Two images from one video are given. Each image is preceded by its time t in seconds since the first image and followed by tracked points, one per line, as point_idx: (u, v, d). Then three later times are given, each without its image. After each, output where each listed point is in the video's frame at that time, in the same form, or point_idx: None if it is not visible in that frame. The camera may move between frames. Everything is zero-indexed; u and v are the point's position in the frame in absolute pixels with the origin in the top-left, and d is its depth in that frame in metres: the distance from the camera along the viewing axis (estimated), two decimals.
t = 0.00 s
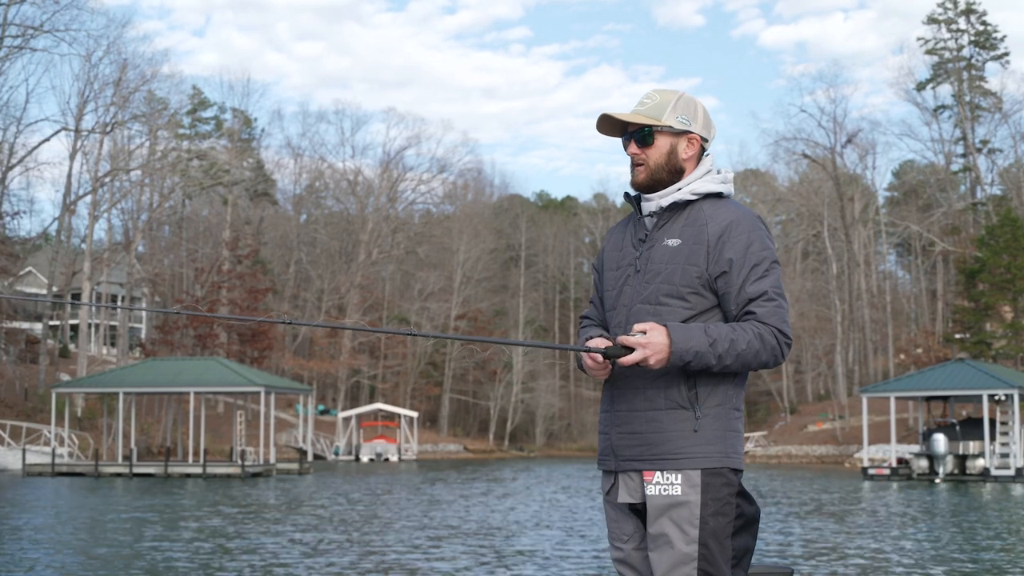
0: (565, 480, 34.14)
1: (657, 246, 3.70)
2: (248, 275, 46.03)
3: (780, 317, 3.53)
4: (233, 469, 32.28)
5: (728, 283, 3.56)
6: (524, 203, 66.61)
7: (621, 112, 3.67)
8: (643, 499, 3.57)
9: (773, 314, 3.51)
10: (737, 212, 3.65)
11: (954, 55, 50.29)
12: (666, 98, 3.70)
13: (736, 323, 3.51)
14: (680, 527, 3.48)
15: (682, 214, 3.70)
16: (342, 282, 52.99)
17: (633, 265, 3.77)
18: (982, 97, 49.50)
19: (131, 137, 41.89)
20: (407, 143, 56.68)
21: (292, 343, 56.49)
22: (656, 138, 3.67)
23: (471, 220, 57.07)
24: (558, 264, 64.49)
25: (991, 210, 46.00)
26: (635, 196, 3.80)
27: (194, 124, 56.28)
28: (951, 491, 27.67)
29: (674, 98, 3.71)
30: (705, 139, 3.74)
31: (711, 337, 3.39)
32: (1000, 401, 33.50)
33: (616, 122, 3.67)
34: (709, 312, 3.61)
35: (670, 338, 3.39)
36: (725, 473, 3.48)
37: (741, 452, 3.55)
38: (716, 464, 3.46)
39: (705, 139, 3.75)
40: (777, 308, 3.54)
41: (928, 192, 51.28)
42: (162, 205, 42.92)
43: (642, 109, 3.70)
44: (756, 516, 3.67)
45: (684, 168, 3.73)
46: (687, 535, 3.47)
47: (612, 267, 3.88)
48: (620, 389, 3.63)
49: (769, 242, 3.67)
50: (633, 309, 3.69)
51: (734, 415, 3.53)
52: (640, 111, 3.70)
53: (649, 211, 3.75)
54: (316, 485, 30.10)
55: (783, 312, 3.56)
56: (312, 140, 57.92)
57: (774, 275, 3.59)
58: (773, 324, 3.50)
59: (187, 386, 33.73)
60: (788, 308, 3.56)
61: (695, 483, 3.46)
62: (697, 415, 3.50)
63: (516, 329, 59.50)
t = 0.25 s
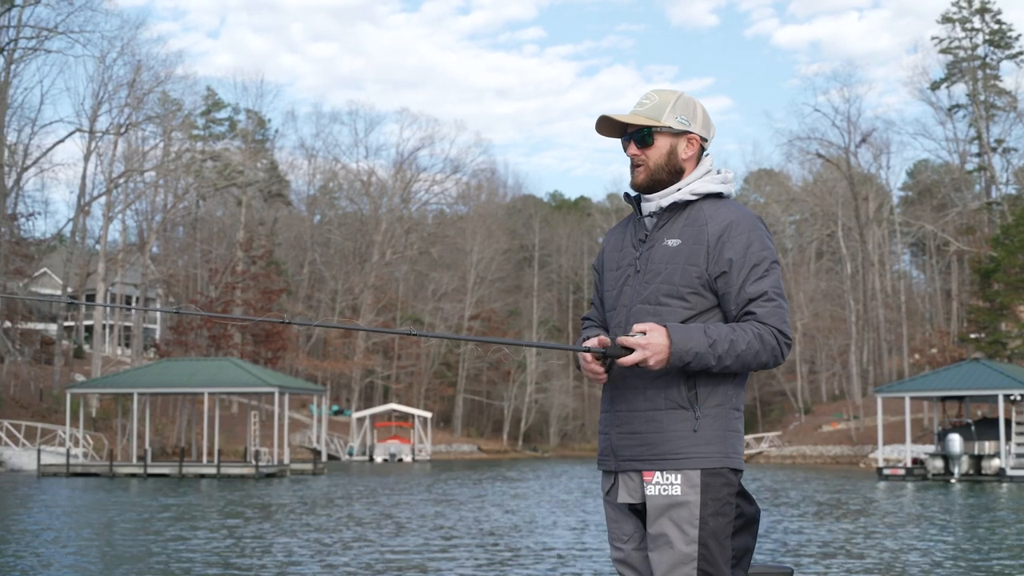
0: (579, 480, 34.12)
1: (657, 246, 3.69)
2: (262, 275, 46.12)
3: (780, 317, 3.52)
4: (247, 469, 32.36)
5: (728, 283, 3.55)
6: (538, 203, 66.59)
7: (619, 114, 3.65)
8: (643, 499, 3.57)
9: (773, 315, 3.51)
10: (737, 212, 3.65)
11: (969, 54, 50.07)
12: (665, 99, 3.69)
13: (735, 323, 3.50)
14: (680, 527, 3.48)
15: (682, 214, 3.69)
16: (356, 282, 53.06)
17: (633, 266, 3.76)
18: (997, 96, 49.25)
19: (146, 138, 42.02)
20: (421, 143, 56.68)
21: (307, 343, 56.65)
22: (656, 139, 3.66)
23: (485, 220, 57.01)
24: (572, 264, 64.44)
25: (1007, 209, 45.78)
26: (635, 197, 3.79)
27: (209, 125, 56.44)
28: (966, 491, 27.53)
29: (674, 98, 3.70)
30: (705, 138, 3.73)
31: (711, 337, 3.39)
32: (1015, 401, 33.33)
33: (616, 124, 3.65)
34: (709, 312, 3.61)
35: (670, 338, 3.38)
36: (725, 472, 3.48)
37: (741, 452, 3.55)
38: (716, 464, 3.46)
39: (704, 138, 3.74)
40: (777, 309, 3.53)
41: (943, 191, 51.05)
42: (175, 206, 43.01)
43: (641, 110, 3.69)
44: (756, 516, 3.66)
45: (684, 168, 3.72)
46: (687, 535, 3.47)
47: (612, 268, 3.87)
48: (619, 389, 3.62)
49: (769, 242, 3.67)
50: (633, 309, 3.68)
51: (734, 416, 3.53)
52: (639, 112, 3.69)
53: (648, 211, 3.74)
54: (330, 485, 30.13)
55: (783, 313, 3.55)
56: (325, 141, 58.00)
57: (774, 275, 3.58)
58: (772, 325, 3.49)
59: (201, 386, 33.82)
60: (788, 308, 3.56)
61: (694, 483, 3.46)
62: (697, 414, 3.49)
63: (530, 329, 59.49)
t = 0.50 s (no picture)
0: (592, 480, 34.10)
1: (658, 246, 3.69)
2: (275, 275, 46.17)
3: (780, 318, 3.51)
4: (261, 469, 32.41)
5: (728, 284, 3.55)
6: (551, 203, 66.55)
7: (620, 114, 3.63)
8: (643, 500, 3.56)
9: (773, 315, 3.50)
10: (737, 213, 3.64)
11: (983, 52, 49.85)
12: (666, 99, 3.67)
13: (736, 324, 3.50)
14: (680, 528, 3.48)
15: (683, 215, 3.68)
16: (369, 282, 53.11)
17: (634, 266, 3.75)
18: (1012, 94, 49.01)
19: (159, 138, 42.13)
20: (434, 143, 56.67)
21: (320, 343, 56.76)
22: (657, 140, 3.65)
23: (498, 220, 57.01)
24: (585, 263, 64.37)
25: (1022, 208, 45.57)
26: (636, 196, 3.78)
27: (222, 126, 56.57)
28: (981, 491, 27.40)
29: (674, 99, 3.68)
30: (706, 138, 3.71)
31: (710, 339, 3.38)
32: None
33: (616, 125, 3.64)
34: (709, 313, 3.60)
35: (670, 339, 3.37)
36: (724, 473, 3.48)
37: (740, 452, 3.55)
38: (716, 464, 3.46)
39: (706, 138, 3.72)
40: (778, 309, 3.52)
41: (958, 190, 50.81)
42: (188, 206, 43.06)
43: (642, 110, 3.67)
44: (756, 515, 3.66)
45: (684, 169, 3.71)
46: (686, 536, 3.47)
47: (612, 268, 3.87)
48: (619, 389, 3.62)
49: (770, 242, 3.66)
50: (634, 310, 3.67)
51: (734, 416, 3.52)
52: (640, 112, 3.67)
53: (649, 211, 3.73)
54: (344, 485, 30.15)
55: (783, 313, 3.55)
56: (339, 141, 58.06)
57: (775, 275, 3.57)
58: (773, 326, 3.48)
59: (215, 386, 33.87)
60: (789, 309, 3.55)
61: (694, 483, 3.46)
62: (696, 415, 3.49)
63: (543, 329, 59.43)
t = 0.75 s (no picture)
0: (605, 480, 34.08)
1: (660, 246, 3.68)
2: (289, 275, 46.28)
3: (781, 318, 3.51)
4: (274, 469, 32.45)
5: (729, 284, 3.55)
6: (564, 203, 66.52)
7: (625, 115, 3.64)
8: (643, 500, 3.56)
9: (774, 316, 3.49)
10: (740, 213, 3.64)
11: (998, 51, 49.69)
12: (670, 99, 3.67)
13: (736, 325, 3.49)
14: (680, 528, 3.48)
15: (685, 214, 3.68)
16: (383, 282, 53.20)
17: (635, 265, 3.75)
18: None
19: (173, 139, 42.32)
20: (447, 143, 56.70)
21: (333, 342, 56.86)
22: (661, 140, 3.65)
23: (512, 220, 56.98)
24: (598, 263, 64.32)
25: None
26: (640, 195, 3.78)
27: (236, 126, 56.74)
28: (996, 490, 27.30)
29: (678, 98, 3.67)
30: (710, 138, 3.71)
31: (711, 339, 3.38)
32: None
33: (620, 124, 3.64)
34: (711, 313, 3.60)
35: (669, 339, 3.35)
36: (724, 473, 3.49)
37: (741, 452, 3.55)
38: (716, 465, 3.47)
39: (710, 139, 3.71)
40: (778, 310, 3.51)
41: (973, 189, 50.61)
42: (202, 206, 43.19)
43: (647, 110, 3.67)
44: (755, 516, 3.66)
45: (689, 168, 3.70)
46: (686, 536, 3.48)
47: (613, 267, 3.87)
48: (618, 388, 3.61)
49: (772, 242, 3.65)
50: (634, 308, 3.67)
51: (734, 417, 3.52)
52: (645, 112, 3.67)
53: (652, 211, 3.73)
54: (357, 485, 30.18)
55: (785, 314, 3.54)
56: (352, 141, 58.16)
57: (776, 276, 3.56)
58: (774, 326, 3.48)
59: (229, 386, 33.92)
60: (791, 309, 3.54)
61: (694, 483, 3.46)
62: (696, 415, 3.49)
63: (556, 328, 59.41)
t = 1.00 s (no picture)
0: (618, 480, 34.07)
1: (662, 245, 3.67)
2: (302, 275, 46.39)
3: (782, 321, 3.51)
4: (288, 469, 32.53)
5: (732, 286, 3.56)
6: (577, 203, 66.49)
7: (632, 113, 3.62)
8: (642, 499, 3.55)
9: (776, 318, 3.50)
10: (742, 214, 3.64)
11: (1013, 51, 49.48)
12: (678, 98, 3.66)
13: (738, 326, 3.50)
14: (679, 528, 3.48)
15: (689, 215, 3.67)
16: (396, 282, 53.27)
17: (636, 263, 3.73)
18: None
19: (186, 140, 42.46)
20: (460, 144, 56.73)
21: (346, 342, 56.97)
22: (668, 139, 3.64)
23: (524, 220, 57.00)
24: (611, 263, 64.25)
25: None
26: (643, 193, 3.77)
27: (249, 126, 56.90)
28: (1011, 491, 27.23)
29: (685, 98, 3.67)
30: (716, 139, 3.71)
31: (712, 341, 3.38)
32: None
33: (627, 122, 3.62)
34: (712, 314, 3.61)
35: (672, 340, 3.35)
36: (723, 473, 3.49)
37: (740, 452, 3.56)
38: (716, 466, 3.47)
39: (716, 139, 3.72)
40: (780, 312, 3.52)
41: (988, 189, 50.43)
42: (215, 207, 43.31)
43: (654, 109, 3.66)
44: (754, 515, 3.66)
45: (694, 168, 3.69)
46: (685, 536, 3.48)
47: (612, 263, 3.84)
48: (616, 385, 3.59)
49: (774, 242, 3.66)
50: (635, 307, 3.66)
51: (733, 417, 3.53)
52: (652, 110, 3.66)
53: (655, 210, 3.72)
54: (370, 485, 30.22)
55: (786, 316, 3.54)
56: (365, 142, 58.24)
57: (779, 278, 3.58)
58: (775, 328, 3.48)
59: (242, 386, 34.00)
60: (791, 312, 3.56)
61: (694, 483, 3.47)
62: (696, 415, 3.49)
63: (569, 328, 59.38)
